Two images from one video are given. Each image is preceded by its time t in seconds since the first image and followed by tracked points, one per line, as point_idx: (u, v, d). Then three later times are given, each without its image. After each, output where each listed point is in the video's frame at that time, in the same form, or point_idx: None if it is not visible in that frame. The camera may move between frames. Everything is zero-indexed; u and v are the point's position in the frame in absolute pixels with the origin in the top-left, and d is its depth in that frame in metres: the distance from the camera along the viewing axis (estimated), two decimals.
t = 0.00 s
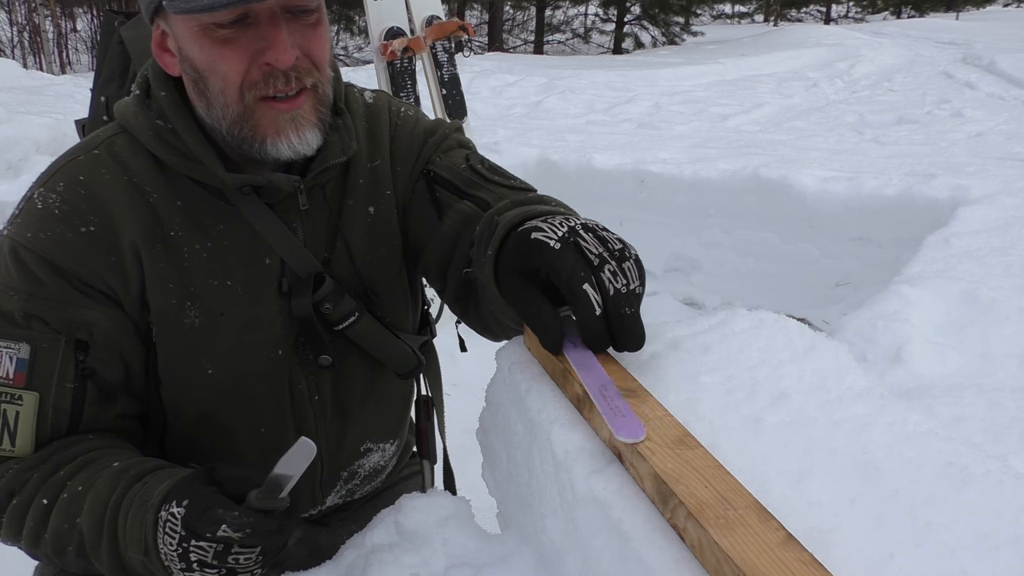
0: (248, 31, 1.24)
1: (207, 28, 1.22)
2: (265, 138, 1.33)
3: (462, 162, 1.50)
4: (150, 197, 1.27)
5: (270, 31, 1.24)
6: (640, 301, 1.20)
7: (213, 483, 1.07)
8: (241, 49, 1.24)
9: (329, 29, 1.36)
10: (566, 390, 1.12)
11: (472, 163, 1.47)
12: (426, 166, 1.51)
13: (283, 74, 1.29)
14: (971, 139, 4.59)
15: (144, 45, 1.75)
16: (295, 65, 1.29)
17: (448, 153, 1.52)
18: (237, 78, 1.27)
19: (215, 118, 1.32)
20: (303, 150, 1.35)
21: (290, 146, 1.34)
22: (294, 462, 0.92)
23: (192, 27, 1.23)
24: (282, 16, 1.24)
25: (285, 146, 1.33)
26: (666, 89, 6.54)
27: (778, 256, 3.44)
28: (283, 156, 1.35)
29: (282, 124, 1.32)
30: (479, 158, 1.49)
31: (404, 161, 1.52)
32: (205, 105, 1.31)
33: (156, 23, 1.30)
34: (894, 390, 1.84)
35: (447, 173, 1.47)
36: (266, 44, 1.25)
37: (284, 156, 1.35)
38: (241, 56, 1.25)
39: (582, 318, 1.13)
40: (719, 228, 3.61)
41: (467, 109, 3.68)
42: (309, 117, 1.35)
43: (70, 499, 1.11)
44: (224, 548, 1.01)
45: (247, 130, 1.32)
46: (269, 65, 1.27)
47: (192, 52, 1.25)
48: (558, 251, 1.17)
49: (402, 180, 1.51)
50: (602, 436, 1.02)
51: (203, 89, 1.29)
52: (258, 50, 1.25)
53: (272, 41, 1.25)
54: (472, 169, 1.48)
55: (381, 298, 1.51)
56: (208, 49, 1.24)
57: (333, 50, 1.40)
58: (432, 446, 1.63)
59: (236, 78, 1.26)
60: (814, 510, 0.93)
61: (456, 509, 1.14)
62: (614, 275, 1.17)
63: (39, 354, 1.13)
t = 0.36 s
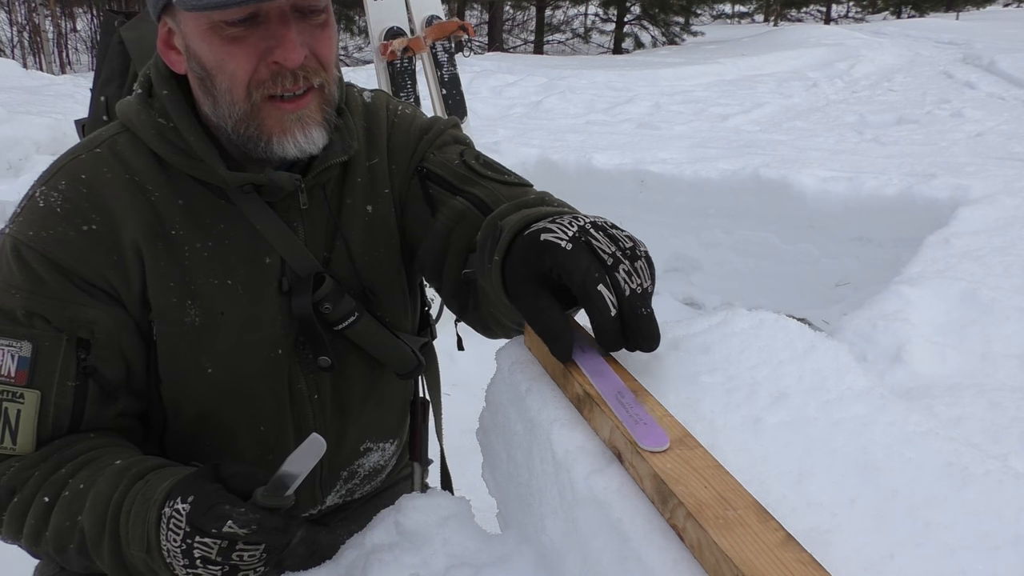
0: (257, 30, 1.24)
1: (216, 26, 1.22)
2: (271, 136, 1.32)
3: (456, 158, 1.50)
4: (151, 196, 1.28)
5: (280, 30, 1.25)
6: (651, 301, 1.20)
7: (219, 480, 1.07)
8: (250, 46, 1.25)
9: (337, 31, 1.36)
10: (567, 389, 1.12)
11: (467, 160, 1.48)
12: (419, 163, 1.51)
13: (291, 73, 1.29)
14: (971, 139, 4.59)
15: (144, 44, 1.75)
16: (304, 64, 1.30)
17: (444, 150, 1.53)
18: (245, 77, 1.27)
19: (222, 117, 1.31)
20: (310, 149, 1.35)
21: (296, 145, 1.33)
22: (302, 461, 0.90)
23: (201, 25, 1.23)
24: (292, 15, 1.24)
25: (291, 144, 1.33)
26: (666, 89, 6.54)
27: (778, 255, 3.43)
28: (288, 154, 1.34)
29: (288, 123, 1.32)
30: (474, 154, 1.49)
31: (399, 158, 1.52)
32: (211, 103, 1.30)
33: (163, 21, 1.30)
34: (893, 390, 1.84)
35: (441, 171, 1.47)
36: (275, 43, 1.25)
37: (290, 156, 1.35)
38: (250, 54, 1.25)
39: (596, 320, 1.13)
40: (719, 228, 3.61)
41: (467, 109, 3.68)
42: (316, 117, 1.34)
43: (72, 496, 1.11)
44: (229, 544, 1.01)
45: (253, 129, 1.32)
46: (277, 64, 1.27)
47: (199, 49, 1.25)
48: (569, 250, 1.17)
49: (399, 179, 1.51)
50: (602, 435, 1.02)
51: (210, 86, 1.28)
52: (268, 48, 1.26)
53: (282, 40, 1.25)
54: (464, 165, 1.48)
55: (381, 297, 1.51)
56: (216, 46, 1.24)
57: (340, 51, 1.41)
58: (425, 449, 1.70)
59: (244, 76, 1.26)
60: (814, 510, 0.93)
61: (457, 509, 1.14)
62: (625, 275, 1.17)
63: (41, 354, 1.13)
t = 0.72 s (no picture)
0: (249, 28, 1.25)
1: (208, 26, 1.24)
2: (268, 131, 1.33)
3: (474, 171, 1.58)
4: (157, 190, 1.29)
5: (271, 26, 1.26)
6: (608, 291, 1.26)
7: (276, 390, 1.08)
8: (242, 45, 1.26)
9: (330, 25, 1.38)
10: (566, 389, 1.13)
11: (489, 173, 1.56)
12: (440, 172, 1.58)
13: (285, 70, 1.30)
14: (971, 139, 4.59)
15: (144, 45, 1.76)
16: (298, 61, 1.31)
17: (461, 161, 1.60)
18: (239, 74, 1.28)
19: (218, 117, 1.32)
20: (307, 143, 1.36)
21: (294, 140, 1.34)
22: (449, 347, 1.11)
23: (192, 25, 1.24)
24: (283, 12, 1.26)
25: (289, 138, 1.34)
26: (666, 89, 6.53)
27: (778, 255, 3.43)
28: (287, 149, 1.35)
29: (285, 118, 1.33)
30: (492, 167, 1.57)
31: (416, 164, 1.58)
32: (206, 103, 1.31)
33: (157, 23, 1.31)
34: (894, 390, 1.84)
35: (462, 181, 1.55)
36: (268, 41, 1.27)
37: (287, 151, 1.36)
38: (243, 52, 1.27)
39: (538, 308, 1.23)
40: (720, 228, 3.60)
41: (467, 109, 3.68)
42: (312, 112, 1.36)
43: (72, 417, 1.07)
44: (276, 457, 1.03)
45: (250, 126, 1.33)
46: (271, 60, 1.28)
47: (194, 49, 1.27)
48: (520, 253, 1.30)
49: (417, 184, 1.57)
50: (602, 435, 1.02)
51: (204, 86, 1.29)
52: (260, 46, 1.27)
53: (275, 37, 1.27)
54: (484, 179, 1.56)
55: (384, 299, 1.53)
56: (210, 45, 1.26)
57: (333, 48, 1.43)
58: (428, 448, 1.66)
59: (237, 74, 1.28)
60: (815, 510, 0.93)
61: (458, 508, 1.15)
62: (573, 270, 1.27)
63: (59, 306, 1.12)
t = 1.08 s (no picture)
0: (276, 13, 1.36)
1: (237, 9, 1.35)
2: (286, 119, 1.43)
3: (480, 175, 1.69)
4: (195, 169, 1.37)
5: (299, 12, 1.37)
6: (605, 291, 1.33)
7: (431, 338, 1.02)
8: (270, 29, 1.37)
9: (352, 19, 1.51)
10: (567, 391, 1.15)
11: (494, 178, 1.68)
12: (445, 172, 1.68)
13: (309, 55, 1.41)
14: (971, 139, 4.58)
15: (145, 46, 1.77)
16: (321, 48, 1.42)
17: (466, 164, 1.71)
18: (264, 57, 1.38)
19: (239, 101, 1.41)
20: (324, 135, 1.46)
21: (312, 130, 1.44)
22: (666, 373, 1.06)
23: (222, 9, 1.35)
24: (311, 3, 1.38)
25: (307, 130, 1.44)
26: (666, 89, 6.53)
27: (778, 255, 3.43)
28: (305, 139, 1.45)
29: (304, 107, 1.44)
30: (498, 174, 1.69)
31: (421, 164, 1.67)
32: (228, 88, 1.40)
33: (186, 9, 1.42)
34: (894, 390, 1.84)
35: (467, 184, 1.65)
36: (296, 27, 1.38)
37: (304, 141, 1.46)
38: (270, 36, 1.37)
39: (535, 306, 1.30)
40: (720, 228, 3.59)
41: (467, 109, 3.68)
42: (330, 103, 1.47)
43: (179, 330, 0.99)
44: (435, 373, 0.93)
45: (269, 112, 1.42)
46: (296, 45, 1.39)
47: (222, 34, 1.37)
48: (517, 260, 1.38)
49: (422, 184, 1.67)
50: (603, 435, 1.04)
51: (228, 70, 1.38)
52: (288, 30, 1.38)
53: (302, 24, 1.38)
54: (489, 185, 1.67)
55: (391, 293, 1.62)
56: (239, 28, 1.36)
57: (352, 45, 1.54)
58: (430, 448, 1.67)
59: (262, 58, 1.38)
60: (815, 510, 0.93)
61: (457, 508, 1.15)
62: (569, 272, 1.34)
63: (129, 232, 1.14)
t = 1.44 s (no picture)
0: (283, 21, 1.37)
1: (244, 16, 1.35)
2: (292, 128, 1.43)
3: (490, 181, 1.70)
4: (205, 170, 1.38)
5: (306, 21, 1.38)
6: (607, 303, 1.32)
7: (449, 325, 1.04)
8: (275, 37, 1.37)
9: (362, 26, 1.50)
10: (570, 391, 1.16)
11: (504, 183, 1.68)
12: (453, 178, 1.70)
13: (316, 63, 1.41)
14: (971, 139, 4.59)
15: (144, 46, 1.77)
16: (328, 56, 1.42)
17: (476, 169, 1.72)
18: (270, 65, 1.38)
19: (247, 107, 1.40)
20: (332, 145, 1.47)
21: (318, 139, 1.45)
22: (682, 365, 1.07)
23: (230, 16, 1.36)
24: (318, 9, 1.38)
25: (313, 138, 1.44)
26: (666, 89, 6.53)
27: (778, 255, 3.42)
28: (311, 148, 1.45)
29: (311, 116, 1.44)
30: (508, 179, 1.69)
31: (430, 170, 1.70)
32: (236, 94, 1.40)
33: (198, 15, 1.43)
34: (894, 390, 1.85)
35: (476, 189, 1.67)
36: (301, 34, 1.38)
37: (311, 150, 1.46)
38: (276, 44, 1.38)
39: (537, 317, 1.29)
40: (720, 228, 3.59)
41: (467, 109, 3.69)
42: (337, 112, 1.47)
43: (191, 327, 0.99)
44: (462, 357, 0.95)
45: (275, 120, 1.42)
46: (302, 54, 1.39)
47: (229, 41, 1.38)
48: (521, 269, 1.37)
49: (430, 190, 1.69)
50: (602, 435, 1.04)
51: (235, 77, 1.39)
52: (294, 38, 1.38)
53: (309, 32, 1.38)
54: (498, 189, 1.68)
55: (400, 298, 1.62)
56: (245, 35, 1.36)
57: (363, 53, 1.54)
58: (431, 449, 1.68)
59: (269, 65, 1.38)
60: (816, 510, 0.93)
61: (457, 509, 1.15)
62: (572, 284, 1.33)
63: (142, 230, 1.14)
